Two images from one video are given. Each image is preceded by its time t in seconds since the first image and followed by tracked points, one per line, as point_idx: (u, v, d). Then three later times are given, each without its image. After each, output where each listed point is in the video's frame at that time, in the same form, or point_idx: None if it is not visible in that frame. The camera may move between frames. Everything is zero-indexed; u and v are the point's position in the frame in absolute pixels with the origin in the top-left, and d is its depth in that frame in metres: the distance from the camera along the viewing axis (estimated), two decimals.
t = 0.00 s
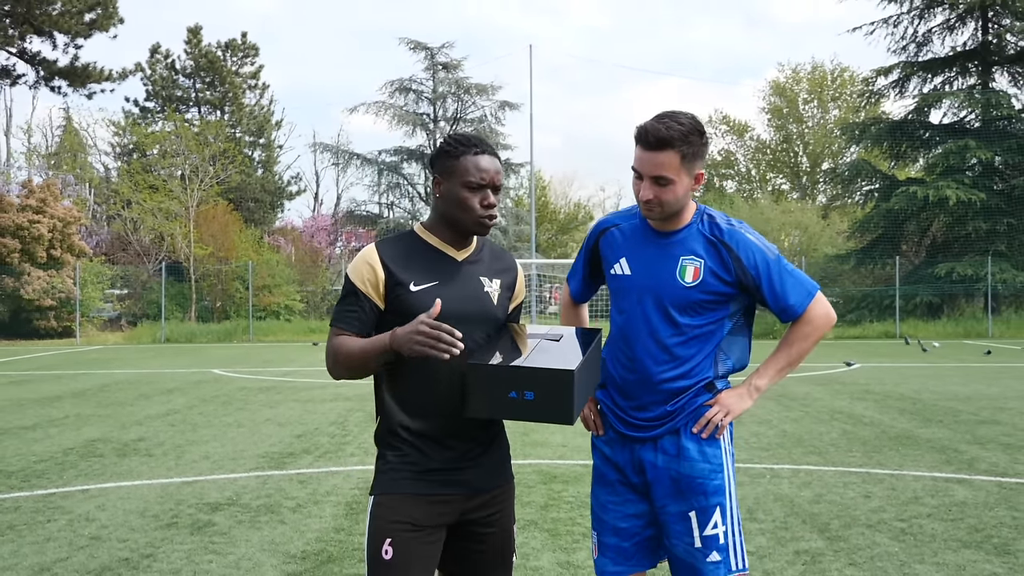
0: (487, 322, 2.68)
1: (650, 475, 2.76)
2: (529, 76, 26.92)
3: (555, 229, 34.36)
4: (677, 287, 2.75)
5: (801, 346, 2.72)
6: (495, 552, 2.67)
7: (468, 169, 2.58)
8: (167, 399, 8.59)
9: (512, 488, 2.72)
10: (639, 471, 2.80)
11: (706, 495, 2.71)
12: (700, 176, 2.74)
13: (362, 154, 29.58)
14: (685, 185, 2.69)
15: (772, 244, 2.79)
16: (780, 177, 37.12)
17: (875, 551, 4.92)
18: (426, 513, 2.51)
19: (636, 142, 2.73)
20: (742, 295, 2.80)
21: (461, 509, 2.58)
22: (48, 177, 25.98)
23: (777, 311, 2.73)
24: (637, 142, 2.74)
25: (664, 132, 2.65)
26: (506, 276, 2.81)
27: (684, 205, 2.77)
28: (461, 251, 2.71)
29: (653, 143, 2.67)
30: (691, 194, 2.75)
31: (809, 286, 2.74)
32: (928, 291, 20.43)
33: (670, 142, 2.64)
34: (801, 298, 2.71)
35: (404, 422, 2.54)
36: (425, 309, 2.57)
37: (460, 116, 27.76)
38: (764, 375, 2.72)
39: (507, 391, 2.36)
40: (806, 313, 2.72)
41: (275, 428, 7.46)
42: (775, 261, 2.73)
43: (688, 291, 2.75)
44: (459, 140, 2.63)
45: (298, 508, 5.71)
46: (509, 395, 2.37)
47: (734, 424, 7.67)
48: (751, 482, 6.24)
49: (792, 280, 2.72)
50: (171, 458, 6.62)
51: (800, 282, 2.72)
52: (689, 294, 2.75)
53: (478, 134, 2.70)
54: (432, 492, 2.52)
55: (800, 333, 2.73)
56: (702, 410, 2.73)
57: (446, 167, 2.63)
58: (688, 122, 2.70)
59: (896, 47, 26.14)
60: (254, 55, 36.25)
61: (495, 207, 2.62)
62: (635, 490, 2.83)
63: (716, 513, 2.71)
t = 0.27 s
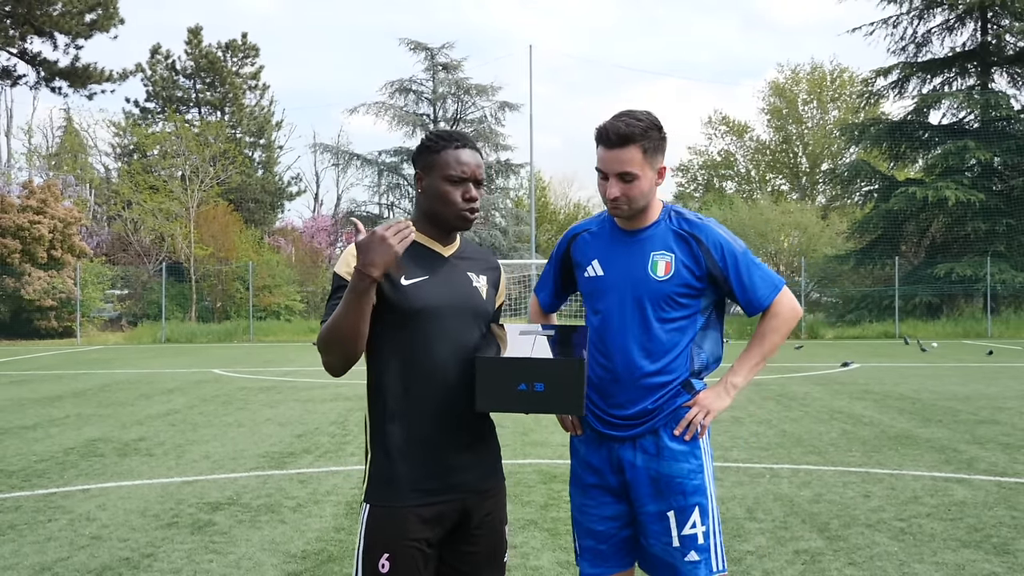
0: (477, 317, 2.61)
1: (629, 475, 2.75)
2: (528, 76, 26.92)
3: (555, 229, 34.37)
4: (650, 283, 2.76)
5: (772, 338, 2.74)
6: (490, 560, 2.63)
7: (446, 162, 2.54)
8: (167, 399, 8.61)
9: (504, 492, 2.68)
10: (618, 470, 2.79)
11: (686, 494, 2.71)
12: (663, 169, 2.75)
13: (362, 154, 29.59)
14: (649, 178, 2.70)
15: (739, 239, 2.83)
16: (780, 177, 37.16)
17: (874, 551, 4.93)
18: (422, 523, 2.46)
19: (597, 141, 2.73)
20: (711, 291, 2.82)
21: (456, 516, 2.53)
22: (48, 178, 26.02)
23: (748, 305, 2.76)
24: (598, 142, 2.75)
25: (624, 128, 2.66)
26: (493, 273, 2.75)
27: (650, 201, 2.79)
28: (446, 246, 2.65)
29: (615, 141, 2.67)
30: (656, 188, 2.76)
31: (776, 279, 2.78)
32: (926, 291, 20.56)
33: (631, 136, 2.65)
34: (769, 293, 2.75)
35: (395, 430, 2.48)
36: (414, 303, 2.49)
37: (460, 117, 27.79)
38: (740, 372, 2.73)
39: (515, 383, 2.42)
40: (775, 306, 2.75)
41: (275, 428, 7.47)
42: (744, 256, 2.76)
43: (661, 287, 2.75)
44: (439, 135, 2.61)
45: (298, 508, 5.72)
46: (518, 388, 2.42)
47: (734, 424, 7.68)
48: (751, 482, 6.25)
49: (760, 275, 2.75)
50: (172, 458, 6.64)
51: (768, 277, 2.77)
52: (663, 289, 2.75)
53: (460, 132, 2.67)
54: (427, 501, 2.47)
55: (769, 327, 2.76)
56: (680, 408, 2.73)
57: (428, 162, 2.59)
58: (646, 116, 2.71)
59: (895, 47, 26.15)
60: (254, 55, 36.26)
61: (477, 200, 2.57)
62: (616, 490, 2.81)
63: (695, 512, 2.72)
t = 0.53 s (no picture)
0: (462, 318, 2.62)
1: (622, 472, 2.75)
2: (528, 77, 26.91)
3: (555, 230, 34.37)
4: (633, 283, 2.77)
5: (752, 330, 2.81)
6: (479, 559, 2.64)
7: (435, 165, 2.52)
8: (167, 399, 8.61)
9: (490, 491, 2.69)
10: (608, 468, 2.77)
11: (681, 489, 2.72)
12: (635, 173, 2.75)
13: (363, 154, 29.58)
14: (625, 183, 2.71)
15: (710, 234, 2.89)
16: (780, 178, 37.18)
17: (874, 551, 4.93)
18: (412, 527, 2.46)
19: (567, 150, 2.70)
20: (690, 287, 2.86)
21: (444, 517, 2.53)
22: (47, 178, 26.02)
23: (725, 299, 2.82)
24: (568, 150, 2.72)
25: (596, 136, 2.64)
26: (473, 272, 2.76)
27: (624, 204, 2.79)
28: (430, 247, 2.64)
29: (587, 148, 2.65)
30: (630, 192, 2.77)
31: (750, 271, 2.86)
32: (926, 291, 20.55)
33: (604, 143, 2.64)
34: (746, 287, 2.81)
35: (380, 434, 2.46)
36: (400, 308, 2.47)
37: (460, 117, 27.80)
38: (725, 365, 2.79)
39: (517, 384, 2.42)
40: (751, 299, 2.83)
41: (275, 429, 7.47)
42: (719, 251, 2.83)
43: (645, 287, 2.76)
44: (426, 134, 2.58)
45: (298, 508, 5.72)
46: (518, 390, 2.43)
47: (733, 424, 7.69)
48: (750, 482, 6.25)
49: (737, 268, 2.82)
50: (172, 458, 6.63)
51: (744, 270, 2.83)
52: (646, 288, 2.77)
53: (444, 131, 2.65)
54: (417, 504, 2.47)
55: (748, 319, 2.83)
56: (671, 405, 2.75)
57: (413, 162, 2.57)
58: (612, 122, 2.70)
59: (895, 47, 26.16)
60: (254, 55, 36.26)
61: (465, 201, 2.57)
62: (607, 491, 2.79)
63: (687, 504, 2.71)
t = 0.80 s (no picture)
0: (446, 319, 2.61)
1: (630, 470, 2.74)
2: (528, 77, 26.90)
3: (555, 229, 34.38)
4: (634, 281, 2.77)
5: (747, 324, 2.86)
6: (469, 559, 2.63)
7: (418, 168, 2.47)
8: (167, 399, 8.61)
9: (476, 492, 2.68)
10: (614, 468, 2.75)
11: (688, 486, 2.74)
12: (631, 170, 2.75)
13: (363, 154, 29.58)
14: (623, 180, 2.71)
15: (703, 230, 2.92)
16: (780, 178, 37.21)
17: (874, 551, 4.93)
18: (404, 529, 2.44)
19: (566, 149, 2.68)
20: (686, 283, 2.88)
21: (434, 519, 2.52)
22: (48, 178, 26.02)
23: (721, 294, 2.85)
24: (566, 149, 2.70)
25: (596, 135, 2.63)
26: (453, 272, 2.75)
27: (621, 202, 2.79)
28: (411, 247, 2.62)
29: (588, 147, 2.63)
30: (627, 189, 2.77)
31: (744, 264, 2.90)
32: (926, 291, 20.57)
33: (604, 141, 2.63)
34: (740, 282, 2.86)
35: (369, 438, 2.42)
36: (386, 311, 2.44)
37: (460, 117, 27.81)
38: (727, 360, 2.82)
39: (518, 382, 2.41)
40: (746, 293, 2.87)
41: (275, 429, 7.47)
42: (715, 247, 2.85)
43: (646, 285, 2.77)
44: (405, 132, 2.52)
45: (297, 508, 5.72)
46: (520, 388, 2.42)
47: (733, 424, 7.69)
48: (750, 482, 6.25)
49: (733, 263, 2.85)
50: (171, 458, 6.63)
51: (738, 266, 2.87)
52: (647, 285, 2.77)
53: (422, 127, 2.59)
54: (408, 507, 2.45)
55: (743, 312, 2.87)
56: (676, 402, 2.76)
57: (395, 164, 2.51)
58: (608, 119, 2.69)
59: (894, 47, 26.17)
60: (254, 55, 36.27)
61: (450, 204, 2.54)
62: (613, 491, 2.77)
63: (692, 501, 2.73)
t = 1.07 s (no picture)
0: (434, 318, 2.61)
1: (644, 471, 2.74)
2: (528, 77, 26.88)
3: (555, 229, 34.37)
4: (653, 279, 2.77)
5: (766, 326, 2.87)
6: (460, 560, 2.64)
7: (417, 171, 2.47)
8: (167, 399, 8.61)
9: (465, 491, 2.68)
10: (629, 470, 2.75)
11: (701, 488, 2.74)
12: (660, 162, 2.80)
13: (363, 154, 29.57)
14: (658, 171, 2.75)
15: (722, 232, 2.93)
16: (780, 177, 37.20)
17: (874, 551, 4.93)
18: (397, 531, 2.45)
19: (602, 141, 2.69)
20: (705, 283, 2.88)
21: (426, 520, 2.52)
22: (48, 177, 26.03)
23: (739, 297, 2.86)
24: (601, 141, 2.70)
25: (635, 124, 2.67)
26: (436, 270, 2.75)
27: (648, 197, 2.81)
28: (396, 249, 2.59)
29: (628, 137, 2.66)
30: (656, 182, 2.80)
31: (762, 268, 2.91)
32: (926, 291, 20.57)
33: (644, 131, 2.67)
34: (759, 285, 2.87)
35: (363, 441, 2.41)
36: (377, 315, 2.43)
37: (460, 117, 27.80)
38: (744, 364, 2.82)
39: (514, 380, 2.41)
40: (765, 296, 2.88)
41: (275, 428, 7.47)
42: (733, 250, 2.87)
43: (664, 283, 2.77)
44: (400, 134, 2.51)
45: (298, 508, 5.71)
46: (516, 385, 2.42)
47: (733, 424, 7.69)
48: (750, 482, 6.25)
49: (751, 267, 2.87)
50: (172, 458, 6.63)
51: (757, 270, 2.88)
52: (665, 283, 2.77)
53: (413, 129, 2.57)
54: (401, 508, 2.45)
55: (762, 315, 2.88)
56: (693, 404, 2.76)
57: (388, 168, 2.49)
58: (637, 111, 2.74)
59: (894, 47, 26.15)
60: (254, 55, 36.25)
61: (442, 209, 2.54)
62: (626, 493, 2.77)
63: (710, 507, 2.74)
